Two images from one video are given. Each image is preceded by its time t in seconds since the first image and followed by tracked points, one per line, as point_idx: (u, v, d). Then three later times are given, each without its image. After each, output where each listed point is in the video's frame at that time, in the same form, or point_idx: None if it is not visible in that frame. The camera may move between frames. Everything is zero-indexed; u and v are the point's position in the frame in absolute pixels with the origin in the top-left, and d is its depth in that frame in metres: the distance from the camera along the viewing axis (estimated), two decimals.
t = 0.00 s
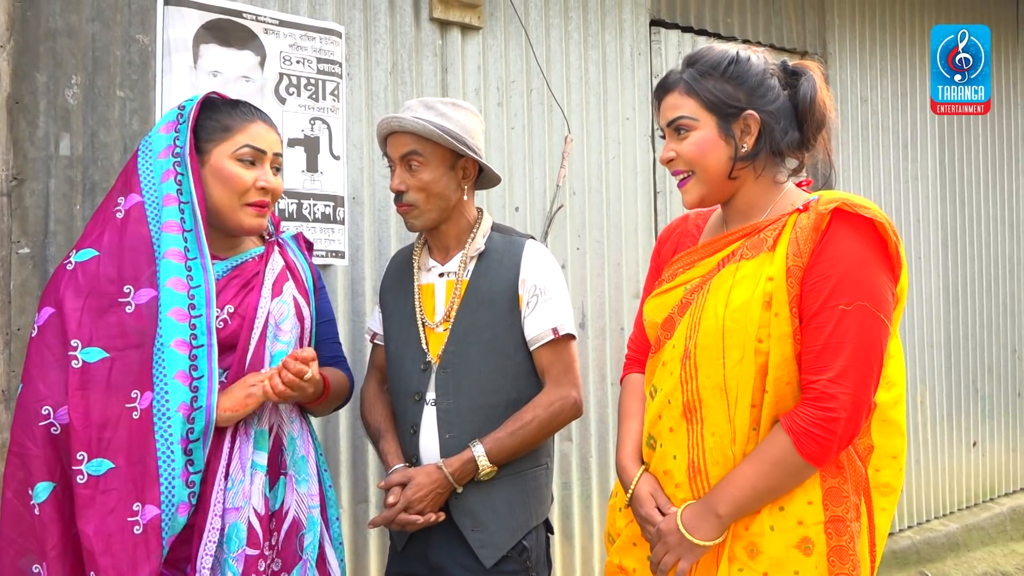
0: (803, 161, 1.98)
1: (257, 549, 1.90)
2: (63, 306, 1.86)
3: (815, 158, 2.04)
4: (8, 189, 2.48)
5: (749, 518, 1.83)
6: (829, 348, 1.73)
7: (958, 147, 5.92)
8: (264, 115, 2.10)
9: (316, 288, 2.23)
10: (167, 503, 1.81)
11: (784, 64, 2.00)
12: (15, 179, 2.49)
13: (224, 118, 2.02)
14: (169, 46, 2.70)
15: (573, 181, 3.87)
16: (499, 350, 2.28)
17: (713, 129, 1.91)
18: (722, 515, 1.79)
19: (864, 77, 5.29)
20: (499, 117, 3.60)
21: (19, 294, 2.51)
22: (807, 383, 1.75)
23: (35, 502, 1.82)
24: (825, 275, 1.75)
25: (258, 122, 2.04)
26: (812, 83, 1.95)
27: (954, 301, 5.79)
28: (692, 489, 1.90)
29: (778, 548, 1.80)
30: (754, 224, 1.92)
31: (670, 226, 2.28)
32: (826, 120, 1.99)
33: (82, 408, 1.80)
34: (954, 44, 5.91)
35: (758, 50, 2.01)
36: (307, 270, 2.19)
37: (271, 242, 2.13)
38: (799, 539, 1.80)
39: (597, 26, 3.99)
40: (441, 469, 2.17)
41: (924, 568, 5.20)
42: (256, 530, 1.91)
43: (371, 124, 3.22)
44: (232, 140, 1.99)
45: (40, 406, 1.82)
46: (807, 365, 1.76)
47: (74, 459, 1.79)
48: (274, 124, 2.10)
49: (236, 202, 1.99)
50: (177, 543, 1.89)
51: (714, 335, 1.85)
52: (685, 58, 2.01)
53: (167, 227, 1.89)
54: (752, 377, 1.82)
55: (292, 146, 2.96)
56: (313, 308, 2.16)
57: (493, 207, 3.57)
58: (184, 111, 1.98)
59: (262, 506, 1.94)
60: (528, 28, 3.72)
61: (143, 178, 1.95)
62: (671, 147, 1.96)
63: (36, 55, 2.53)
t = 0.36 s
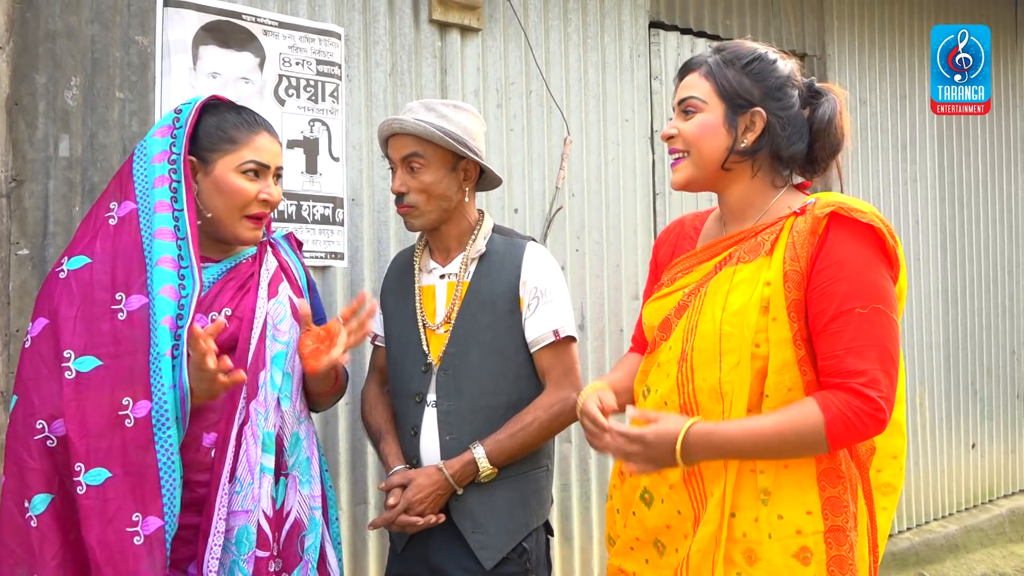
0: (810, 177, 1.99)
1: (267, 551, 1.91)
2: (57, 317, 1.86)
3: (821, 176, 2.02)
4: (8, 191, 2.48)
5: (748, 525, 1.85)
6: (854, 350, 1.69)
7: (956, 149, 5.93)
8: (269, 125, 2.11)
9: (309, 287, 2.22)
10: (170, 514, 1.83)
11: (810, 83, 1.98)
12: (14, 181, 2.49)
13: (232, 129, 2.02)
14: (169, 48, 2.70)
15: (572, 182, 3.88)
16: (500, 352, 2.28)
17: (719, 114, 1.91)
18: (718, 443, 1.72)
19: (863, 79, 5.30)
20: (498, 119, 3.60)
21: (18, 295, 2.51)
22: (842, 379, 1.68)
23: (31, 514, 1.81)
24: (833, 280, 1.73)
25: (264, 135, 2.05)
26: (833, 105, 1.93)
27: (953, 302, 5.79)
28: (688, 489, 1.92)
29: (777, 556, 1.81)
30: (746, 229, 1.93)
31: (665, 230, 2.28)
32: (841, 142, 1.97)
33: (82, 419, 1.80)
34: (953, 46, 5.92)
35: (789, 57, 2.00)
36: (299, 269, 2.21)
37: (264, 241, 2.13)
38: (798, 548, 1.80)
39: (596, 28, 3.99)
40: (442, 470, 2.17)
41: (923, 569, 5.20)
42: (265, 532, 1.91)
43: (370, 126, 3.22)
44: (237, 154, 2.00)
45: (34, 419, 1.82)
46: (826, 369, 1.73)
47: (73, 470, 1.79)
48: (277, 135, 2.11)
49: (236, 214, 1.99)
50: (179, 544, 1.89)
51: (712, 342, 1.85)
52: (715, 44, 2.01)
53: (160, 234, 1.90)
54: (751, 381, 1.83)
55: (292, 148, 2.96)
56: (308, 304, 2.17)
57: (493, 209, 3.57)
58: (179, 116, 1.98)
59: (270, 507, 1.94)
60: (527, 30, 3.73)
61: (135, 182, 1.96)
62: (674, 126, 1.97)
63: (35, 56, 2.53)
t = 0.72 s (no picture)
0: (804, 167, 2.01)
1: (255, 546, 1.90)
2: (58, 309, 1.85)
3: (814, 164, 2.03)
4: (7, 187, 2.48)
5: (741, 514, 1.84)
6: (829, 347, 1.73)
7: (956, 148, 5.93)
8: (264, 119, 2.10)
9: (307, 284, 2.22)
10: (170, 508, 1.82)
11: (782, 72, 2.00)
12: (14, 177, 2.49)
13: (228, 125, 2.01)
14: (168, 45, 2.70)
15: (572, 180, 3.87)
16: (499, 351, 2.28)
17: (709, 124, 1.90)
18: (699, 367, 1.79)
19: (863, 78, 5.29)
20: (498, 116, 3.60)
21: (18, 292, 2.51)
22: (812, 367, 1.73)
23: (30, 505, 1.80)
24: (827, 278, 1.74)
25: (260, 130, 2.04)
26: (810, 91, 1.96)
27: (953, 301, 5.79)
28: (684, 480, 1.91)
29: (770, 545, 1.81)
30: (753, 225, 1.91)
31: (669, 225, 2.28)
32: (825, 125, 2.00)
33: (78, 404, 1.79)
34: (953, 46, 5.92)
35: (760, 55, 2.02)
36: (298, 269, 2.20)
37: (262, 242, 2.13)
38: (792, 538, 1.80)
39: (597, 26, 3.99)
40: (441, 469, 2.17)
41: (922, 568, 5.20)
42: (255, 528, 1.91)
43: (370, 124, 3.22)
44: (234, 149, 1.99)
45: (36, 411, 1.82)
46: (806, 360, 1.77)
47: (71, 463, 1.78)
48: (274, 131, 2.10)
49: (233, 209, 1.98)
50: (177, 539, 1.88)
51: (715, 340, 1.87)
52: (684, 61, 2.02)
53: (167, 233, 1.90)
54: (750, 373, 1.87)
55: (292, 145, 2.96)
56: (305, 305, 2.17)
57: (493, 206, 3.57)
58: (181, 113, 1.98)
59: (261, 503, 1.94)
60: (527, 27, 3.72)
61: (136, 179, 1.95)
62: (667, 145, 1.96)
63: (35, 53, 2.53)
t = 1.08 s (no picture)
0: (795, 168, 2.00)
1: (244, 542, 1.84)
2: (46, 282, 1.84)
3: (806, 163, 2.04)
4: (9, 186, 2.48)
5: (749, 505, 1.84)
6: (841, 339, 1.72)
7: (959, 145, 5.92)
8: (228, 108, 2.02)
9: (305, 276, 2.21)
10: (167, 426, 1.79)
11: (775, 73, 1.98)
12: (15, 176, 2.49)
13: (182, 114, 1.98)
14: (170, 43, 2.70)
15: (574, 178, 3.87)
16: (501, 349, 2.28)
17: (697, 124, 1.91)
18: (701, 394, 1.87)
19: (865, 75, 5.28)
20: (500, 114, 3.60)
21: (20, 292, 2.51)
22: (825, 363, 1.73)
23: (23, 469, 1.76)
24: (824, 268, 1.74)
25: (210, 116, 1.97)
26: (801, 92, 1.94)
27: (955, 298, 5.79)
28: (687, 470, 1.92)
29: (778, 536, 1.81)
30: (748, 220, 1.92)
31: (659, 236, 2.27)
32: (816, 128, 1.97)
33: (61, 366, 1.75)
34: (955, 43, 5.89)
35: (753, 57, 2.00)
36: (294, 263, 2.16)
37: (256, 238, 2.09)
38: (799, 530, 1.81)
39: (598, 23, 3.98)
40: (442, 468, 2.17)
41: (924, 565, 5.21)
42: (242, 523, 1.84)
43: (371, 122, 3.22)
44: (179, 135, 1.95)
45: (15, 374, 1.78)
46: (820, 353, 1.76)
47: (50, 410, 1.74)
48: (238, 120, 2.01)
49: (180, 192, 1.93)
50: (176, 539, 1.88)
51: (716, 341, 1.87)
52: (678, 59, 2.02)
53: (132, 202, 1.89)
54: (754, 369, 1.86)
55: (293, 143, 2.96)
56: (302, 299, 2.12)
57: (494, 204, 3.57)
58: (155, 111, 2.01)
59: (248, 498, 1.87)
60: (528, 25, 3.72)
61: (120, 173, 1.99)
62: (658, 143, 1.97)
63: (36, 51, 2.52)
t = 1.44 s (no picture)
0: (804, 164, 1.99)
1: (227, 546, 1.82)
2: (27, 312, 1.87)
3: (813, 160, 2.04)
4: (16, 184, 2.48)
5: (752, 504, 1.84)
6: (847, 340, 1.72)
7: (963, 142, 5.90)
8: (249, 118, 2.05)
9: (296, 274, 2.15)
10: (82, 506, 1.73)
11: (782, 69, 1.99)
12: (21, 175, 2.49)
13: (217, 122, 1.97)
14: (175, 41, 2.71)
15: (578, 176, 3.87)
16: (504, 348, 2.28)
17: (710, 118, 1.90)
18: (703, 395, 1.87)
19: (870, 72, 5.27)
20: (504, 112, 3.60)
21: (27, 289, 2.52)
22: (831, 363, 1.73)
23: None
24: (831, 268, 1.74)
25: (249, 128, 2.00)
26: (810, 86, 1.95)
27: (960, 296, 5.78)
28: (691, 470, 1.92)
29: (781, 535, 1.81)
30: (754, 219, 1.91)
31: (671, 224, 2.27)
32: (825, 122, 1.99)
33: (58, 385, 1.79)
34: (953, 45, 5.83)
35: (759, 53, 2.01)
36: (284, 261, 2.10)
37: (250, 240, 2.06)
38: (803, 529, 1.80)
39: (602, 21, 3.98)
40: (446, 467, 2.17)
41: (929, 564, 5.20)
42: (227, 528, 1.82)
43: (376, 120, 3.22)
44: (224, 146, 1.95)
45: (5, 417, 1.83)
46: (825, 354, 1.76)
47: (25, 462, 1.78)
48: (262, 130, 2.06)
49: (226, 206, 1.95)
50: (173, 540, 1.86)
51: (721, 339, 1.87)
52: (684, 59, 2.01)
53: (119, 221, 1.84)
54: (758, 368, 1.86)
55: (298, 141, 2.96)
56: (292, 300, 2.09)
57: (499, 202, 3.56)
58: (155, 113, 1.94)
59: (233, 503, 1.85)
60: (533, 23, 3.72)
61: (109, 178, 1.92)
62: (671, 140, 1.95)
63: (42, 50, 2.53)
